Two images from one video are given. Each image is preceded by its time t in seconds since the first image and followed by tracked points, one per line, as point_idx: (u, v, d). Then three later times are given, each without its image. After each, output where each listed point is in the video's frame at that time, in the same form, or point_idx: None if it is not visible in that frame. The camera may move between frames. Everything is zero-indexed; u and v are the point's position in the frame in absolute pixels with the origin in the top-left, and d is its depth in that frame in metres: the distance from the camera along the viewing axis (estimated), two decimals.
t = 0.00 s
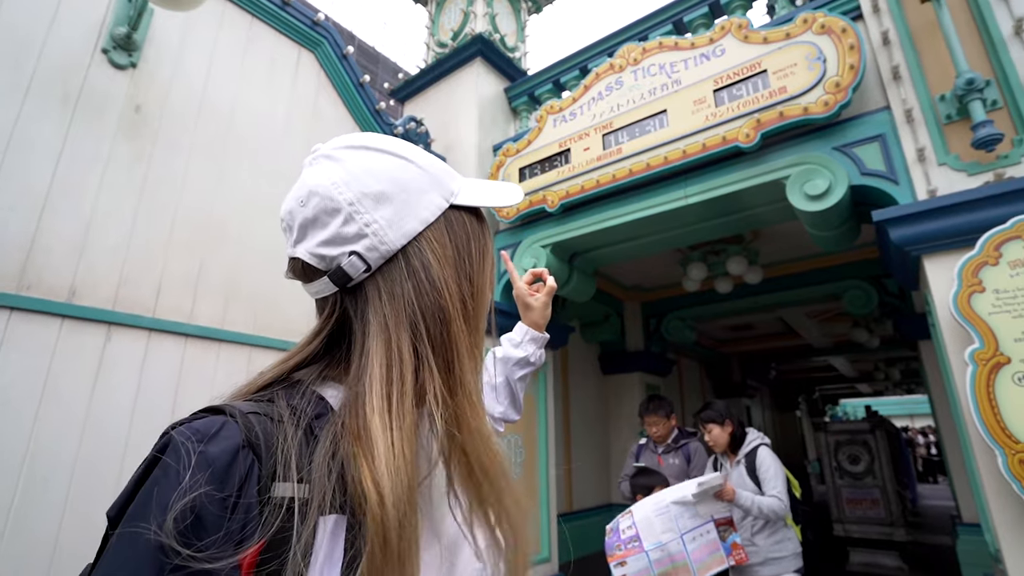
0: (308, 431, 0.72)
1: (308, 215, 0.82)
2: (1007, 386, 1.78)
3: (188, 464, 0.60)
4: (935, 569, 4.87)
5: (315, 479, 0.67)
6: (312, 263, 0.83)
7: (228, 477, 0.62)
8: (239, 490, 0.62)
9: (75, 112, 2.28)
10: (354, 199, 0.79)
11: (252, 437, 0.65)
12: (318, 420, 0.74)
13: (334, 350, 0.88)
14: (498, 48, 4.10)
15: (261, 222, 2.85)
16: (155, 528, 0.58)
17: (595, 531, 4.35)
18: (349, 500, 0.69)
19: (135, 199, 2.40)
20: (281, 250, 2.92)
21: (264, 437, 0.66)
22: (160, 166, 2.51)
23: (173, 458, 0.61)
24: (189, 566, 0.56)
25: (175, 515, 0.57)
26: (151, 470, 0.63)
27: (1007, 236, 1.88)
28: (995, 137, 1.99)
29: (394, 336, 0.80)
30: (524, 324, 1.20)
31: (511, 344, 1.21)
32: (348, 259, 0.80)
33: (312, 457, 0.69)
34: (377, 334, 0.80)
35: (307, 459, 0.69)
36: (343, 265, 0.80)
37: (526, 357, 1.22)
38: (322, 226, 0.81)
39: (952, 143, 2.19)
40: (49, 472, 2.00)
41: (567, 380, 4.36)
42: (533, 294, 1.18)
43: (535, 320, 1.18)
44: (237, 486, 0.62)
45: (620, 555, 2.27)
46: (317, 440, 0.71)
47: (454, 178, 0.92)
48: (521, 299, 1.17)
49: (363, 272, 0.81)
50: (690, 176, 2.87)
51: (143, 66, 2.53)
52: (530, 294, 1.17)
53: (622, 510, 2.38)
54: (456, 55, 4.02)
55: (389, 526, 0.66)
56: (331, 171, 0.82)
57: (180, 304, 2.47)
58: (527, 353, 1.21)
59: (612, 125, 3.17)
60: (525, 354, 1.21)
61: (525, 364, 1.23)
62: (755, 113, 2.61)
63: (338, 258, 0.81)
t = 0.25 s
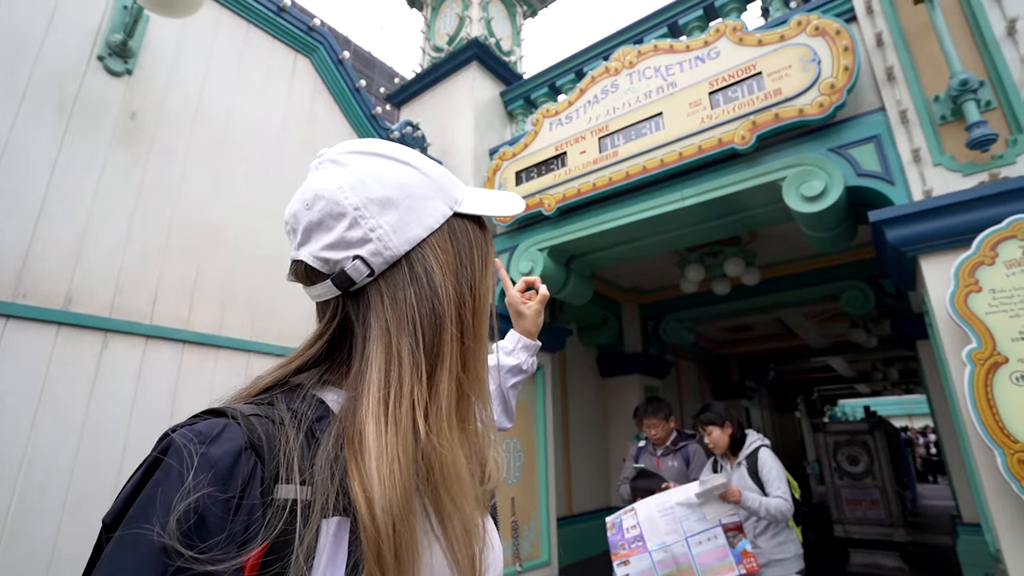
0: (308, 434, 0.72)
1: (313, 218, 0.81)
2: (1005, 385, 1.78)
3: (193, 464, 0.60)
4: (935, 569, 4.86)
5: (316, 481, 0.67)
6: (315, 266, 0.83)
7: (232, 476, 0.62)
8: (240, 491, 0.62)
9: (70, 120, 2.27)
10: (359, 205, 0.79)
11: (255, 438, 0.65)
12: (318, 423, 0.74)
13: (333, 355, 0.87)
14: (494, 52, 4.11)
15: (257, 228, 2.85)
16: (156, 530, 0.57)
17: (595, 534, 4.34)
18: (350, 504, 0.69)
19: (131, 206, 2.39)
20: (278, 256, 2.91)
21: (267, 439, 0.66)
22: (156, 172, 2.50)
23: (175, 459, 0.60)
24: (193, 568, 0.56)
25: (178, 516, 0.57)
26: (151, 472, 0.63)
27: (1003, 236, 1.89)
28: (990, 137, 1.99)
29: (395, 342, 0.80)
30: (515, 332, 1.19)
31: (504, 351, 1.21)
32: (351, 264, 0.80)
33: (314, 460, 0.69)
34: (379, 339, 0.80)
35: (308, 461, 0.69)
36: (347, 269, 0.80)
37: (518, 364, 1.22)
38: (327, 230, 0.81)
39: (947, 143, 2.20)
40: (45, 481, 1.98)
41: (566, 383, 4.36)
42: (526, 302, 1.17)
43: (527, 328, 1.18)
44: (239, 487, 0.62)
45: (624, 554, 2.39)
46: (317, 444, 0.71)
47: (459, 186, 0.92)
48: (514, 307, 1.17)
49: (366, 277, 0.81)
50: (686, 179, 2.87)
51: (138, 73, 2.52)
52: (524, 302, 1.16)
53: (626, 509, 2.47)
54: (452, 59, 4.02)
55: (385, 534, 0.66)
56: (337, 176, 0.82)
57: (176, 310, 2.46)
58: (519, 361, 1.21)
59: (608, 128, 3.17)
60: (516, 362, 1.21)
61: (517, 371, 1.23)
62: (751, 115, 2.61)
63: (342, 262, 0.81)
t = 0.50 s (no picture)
0: (313, 437, 0.70)
1: (318, 220, 0.80)
2: (1009, 384, 1.77)
3: (196, 467, 0.59)
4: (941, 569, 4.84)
5: (322, 485, 0.66)
6: (320, 269, 0.82)
7: (236, 479, 0.60)
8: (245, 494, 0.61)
9: (72, 125, 2.27)
10: (364, 206, 0.78)
11: (259, 441, 0.64)
12: (323, 427, 0.73)
13: (337, 357, 0.86)
14: (493, 54, 4.11)
15: (258, 231, 2.85)
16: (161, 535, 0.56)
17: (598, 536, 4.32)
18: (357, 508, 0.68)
19: (133, 211, 2.39)
20: (278, 259, 2.91)
21: (271, 442, 0.65)
22: (158, 177, 2.50)
23: (178, 463, 0.59)
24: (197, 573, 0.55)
25: (183, 520, 0.56)
26: (156, 476, 0.61)
27: (1006, 235, 1.88)
28: (992, 135, 1.98)
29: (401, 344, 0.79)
30: (519, 333, 1.20)
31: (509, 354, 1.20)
32: (356, 266, 0.79)
33: (319, 463, 0.68)
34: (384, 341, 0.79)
35: (313, 465, 0.68)
36: (351, 271, 0.79)
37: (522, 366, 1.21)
38: (332, 232, 0.80)
39: (949, 142, 2.18)
40: (49, 487, 1.97)
41: (568, 385, 4.35)
42: (529, 302, 1.16)
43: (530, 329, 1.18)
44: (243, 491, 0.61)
45: (635, 553, 2.35)
46: (323, 447, 0.70)
47: (465, 187, 0.91)
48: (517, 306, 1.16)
49: (371, 279, 0.80)
50: (687, 179, 2.86)
51: (139, 78, 2.52)
52: (526, 302, 1.15)
53: (636, 508, 2.45)
54: (451, 62, 4.02)
55: (391, 539, 0.65)
56: (342, 177, 0.81)
57: (178, 315, 2.45)
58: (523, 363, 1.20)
59: (607, 129, 3.17)
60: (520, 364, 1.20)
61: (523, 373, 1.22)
62: (751, 115, 2.60)
63: (346, 264, 0.79)
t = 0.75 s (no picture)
0: (310, 442, 0.71)
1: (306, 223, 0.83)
2: (1017, 387, 1.76)
3: (192, 473, 0.60)
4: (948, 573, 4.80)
5: (317, 489, 0.67)
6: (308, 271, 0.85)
7: (231, 484, 0.61)
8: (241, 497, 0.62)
9: (80, 129, 2.29)
10: (343, 210, 0.79)
11: (254, 447, 0.65)
12: (319, 431, 0.74)
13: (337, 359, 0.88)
14: (497, 57, 4.13)
15: (263, 234, 2.86)
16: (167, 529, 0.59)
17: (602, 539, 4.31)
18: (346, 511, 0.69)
19: (139, 214, 2.41)
20: (283, 262, 2.92)
21: (266, 447, 0.66)
22: (164, 181, 2.52)
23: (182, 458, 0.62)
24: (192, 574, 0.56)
25: (179, 523, 0.58)
26: (157, 481, 0.63)
27: (1012, 237, 1.87)
28: (997, 137, 1.98)
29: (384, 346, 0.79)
30: (531, 340, 1.19)
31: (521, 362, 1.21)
32: (330, 269, 0.80)
33: (314, 468, 0.69)
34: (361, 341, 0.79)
35: (308, 469, 0.68)
36: (327, 274, 0.80)
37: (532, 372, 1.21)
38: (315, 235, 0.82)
39: (954, 143, 2.18)
40: (56, 489, 1.99)
41: (572, 386, 4.35)
42: (538, 311, 1.17)
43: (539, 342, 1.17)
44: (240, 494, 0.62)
45: (643, 539, 2.39)
46: (319, 451, 0.71)
47: (457, 190, 0.88)
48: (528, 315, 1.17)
49: (345, 283, 0.81)
50: (691, 181, 2.87)
51: (146, 82, 2.55)
52: (535, 310, 1.16)
53: (644, 494, 2.45)
54: (455, 65, 4.04)
55: (379, 541, 0.66)
56: (329, 181, 0.83)
57: (184, 317, 2.47)
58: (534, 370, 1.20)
59: (611, 132, 3.17)
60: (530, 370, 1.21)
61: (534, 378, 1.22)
62: (755, 117, 2.60)
63: (324, 267, 0.81)
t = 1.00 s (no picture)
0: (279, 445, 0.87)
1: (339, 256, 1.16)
2: (1018, 394, 1.76)
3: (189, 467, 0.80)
4: None
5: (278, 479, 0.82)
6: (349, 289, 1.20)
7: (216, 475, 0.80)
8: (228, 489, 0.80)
9: (81, 142, 2.31)
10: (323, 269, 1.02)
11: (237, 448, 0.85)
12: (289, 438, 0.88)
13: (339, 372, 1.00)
14: (497, 67, 4.16)
15: (264, 244, 2.87)
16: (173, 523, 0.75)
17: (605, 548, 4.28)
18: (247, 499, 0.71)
19: (139, 225, 2.42)
20: (283, 272, 2.93)
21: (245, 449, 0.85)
22: (165, 192, 2.53)
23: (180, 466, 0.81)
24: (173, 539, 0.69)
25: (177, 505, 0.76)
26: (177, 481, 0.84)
27: (1010, 244, 1.87)
28: (994, 144, 1.99)
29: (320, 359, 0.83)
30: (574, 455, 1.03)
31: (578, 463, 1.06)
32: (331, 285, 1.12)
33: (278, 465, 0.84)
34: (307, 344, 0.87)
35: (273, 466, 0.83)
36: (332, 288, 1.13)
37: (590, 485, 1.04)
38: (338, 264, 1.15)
39: (951, 151, 2.19)
40: (54, 501, 1.98)
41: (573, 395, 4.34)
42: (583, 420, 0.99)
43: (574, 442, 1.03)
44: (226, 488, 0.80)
45: (645, 545, 2.25)
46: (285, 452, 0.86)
47: (383, 212, 0.97)
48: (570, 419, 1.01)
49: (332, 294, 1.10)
50: (689, 190, 2.88)
51: (147, 94, 2.56)
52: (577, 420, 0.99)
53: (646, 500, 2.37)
54: (455, 75, 4.07)
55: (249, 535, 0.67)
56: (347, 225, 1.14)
57: (184, 328, 2.47)
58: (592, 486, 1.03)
59: (610, 141, 3.19)
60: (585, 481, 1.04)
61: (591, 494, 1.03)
62: (752, 126, 2.62)
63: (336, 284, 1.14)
